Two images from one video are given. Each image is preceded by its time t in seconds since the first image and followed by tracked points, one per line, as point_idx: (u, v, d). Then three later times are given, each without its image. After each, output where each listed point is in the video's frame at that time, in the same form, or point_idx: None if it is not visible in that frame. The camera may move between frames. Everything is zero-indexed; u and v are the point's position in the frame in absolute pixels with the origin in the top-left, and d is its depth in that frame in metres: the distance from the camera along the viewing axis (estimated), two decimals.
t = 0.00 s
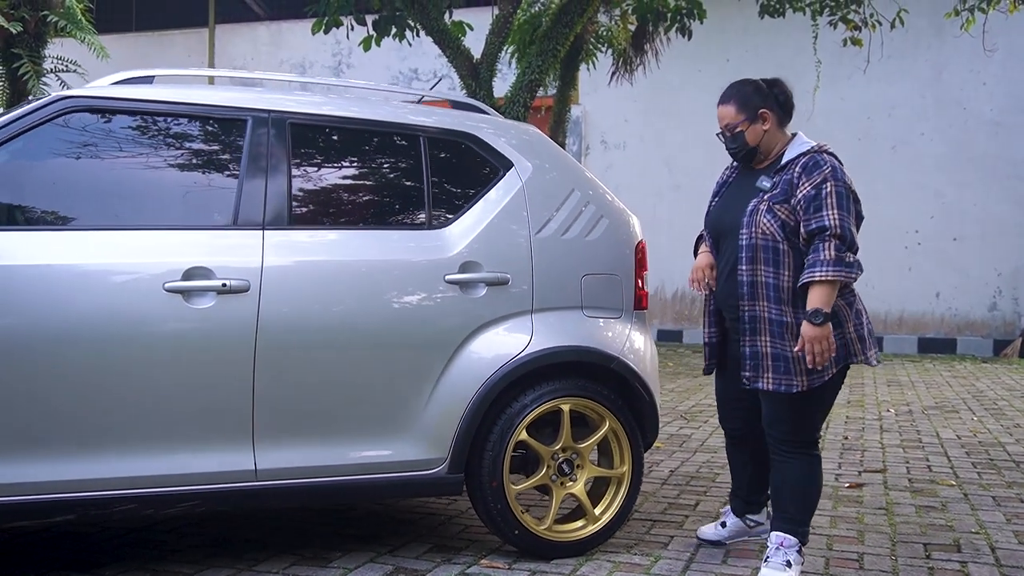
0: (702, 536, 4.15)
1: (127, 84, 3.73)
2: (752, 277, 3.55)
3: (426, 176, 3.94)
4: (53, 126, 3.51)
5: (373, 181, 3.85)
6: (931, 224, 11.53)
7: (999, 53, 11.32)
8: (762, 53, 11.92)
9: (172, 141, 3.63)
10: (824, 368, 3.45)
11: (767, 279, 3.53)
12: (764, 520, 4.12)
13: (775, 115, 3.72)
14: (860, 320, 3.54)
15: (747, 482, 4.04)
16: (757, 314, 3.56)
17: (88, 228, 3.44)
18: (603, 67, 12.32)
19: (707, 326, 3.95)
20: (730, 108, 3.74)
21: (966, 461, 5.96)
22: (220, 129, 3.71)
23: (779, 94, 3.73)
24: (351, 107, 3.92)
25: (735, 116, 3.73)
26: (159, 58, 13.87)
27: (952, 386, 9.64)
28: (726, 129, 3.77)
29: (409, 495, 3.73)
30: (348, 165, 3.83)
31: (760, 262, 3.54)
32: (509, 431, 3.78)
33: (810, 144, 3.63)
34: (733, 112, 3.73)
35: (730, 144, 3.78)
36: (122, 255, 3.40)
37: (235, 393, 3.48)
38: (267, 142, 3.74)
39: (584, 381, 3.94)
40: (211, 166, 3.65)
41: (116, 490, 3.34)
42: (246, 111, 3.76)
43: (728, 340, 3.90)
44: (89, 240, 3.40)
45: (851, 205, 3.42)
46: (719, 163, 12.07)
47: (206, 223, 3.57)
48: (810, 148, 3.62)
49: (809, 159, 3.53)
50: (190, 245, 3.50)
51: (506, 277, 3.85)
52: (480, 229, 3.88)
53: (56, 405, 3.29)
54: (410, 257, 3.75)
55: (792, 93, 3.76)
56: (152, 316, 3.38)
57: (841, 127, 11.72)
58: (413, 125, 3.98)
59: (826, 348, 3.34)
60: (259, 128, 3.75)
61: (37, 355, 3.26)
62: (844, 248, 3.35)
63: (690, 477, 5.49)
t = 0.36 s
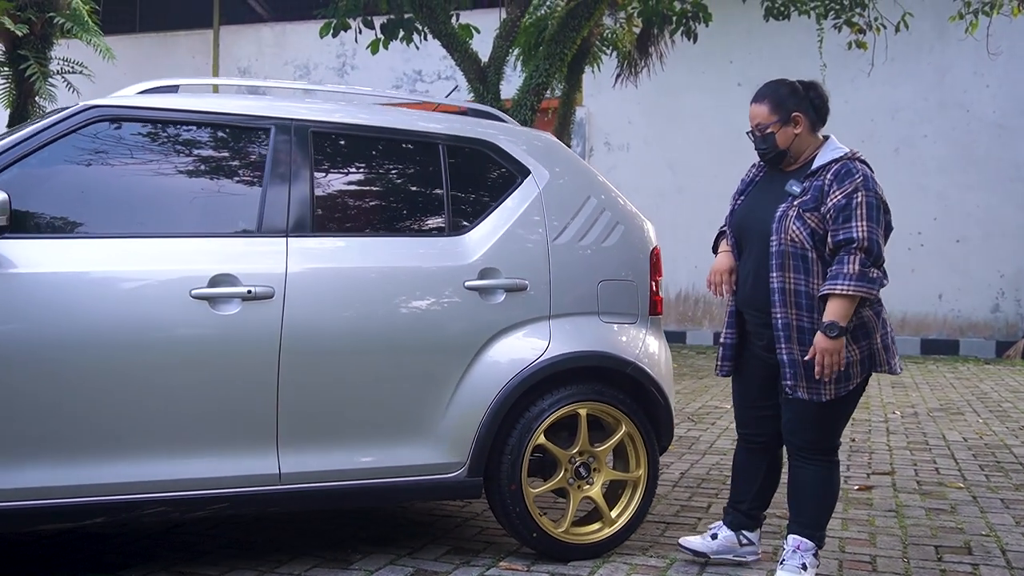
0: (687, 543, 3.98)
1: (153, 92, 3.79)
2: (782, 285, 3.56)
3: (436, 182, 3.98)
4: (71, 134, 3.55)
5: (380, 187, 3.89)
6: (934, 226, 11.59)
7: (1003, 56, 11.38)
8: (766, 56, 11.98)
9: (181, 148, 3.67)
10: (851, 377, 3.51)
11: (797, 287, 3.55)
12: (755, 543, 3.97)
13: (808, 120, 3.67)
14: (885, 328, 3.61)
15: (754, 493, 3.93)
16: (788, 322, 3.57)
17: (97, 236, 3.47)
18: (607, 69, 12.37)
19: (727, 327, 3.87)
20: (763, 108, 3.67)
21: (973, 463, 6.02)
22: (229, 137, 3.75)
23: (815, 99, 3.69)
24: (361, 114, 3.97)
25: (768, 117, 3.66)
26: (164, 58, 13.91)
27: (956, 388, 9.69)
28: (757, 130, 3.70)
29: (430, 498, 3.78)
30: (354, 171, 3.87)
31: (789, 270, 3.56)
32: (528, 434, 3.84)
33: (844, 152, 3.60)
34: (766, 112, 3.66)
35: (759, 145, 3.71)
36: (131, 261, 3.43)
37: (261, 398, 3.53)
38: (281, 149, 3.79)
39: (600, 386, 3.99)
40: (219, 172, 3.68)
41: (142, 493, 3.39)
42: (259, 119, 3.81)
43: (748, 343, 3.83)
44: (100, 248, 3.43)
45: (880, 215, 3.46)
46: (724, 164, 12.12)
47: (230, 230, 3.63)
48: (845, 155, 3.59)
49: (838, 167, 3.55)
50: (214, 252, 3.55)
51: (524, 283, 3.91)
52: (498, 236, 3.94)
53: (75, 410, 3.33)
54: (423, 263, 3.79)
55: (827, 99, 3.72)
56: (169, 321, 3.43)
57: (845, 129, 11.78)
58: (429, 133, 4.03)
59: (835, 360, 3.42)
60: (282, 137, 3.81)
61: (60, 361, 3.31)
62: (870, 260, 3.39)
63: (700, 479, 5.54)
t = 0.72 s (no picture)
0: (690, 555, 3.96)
1: (176, 105, 3.86)
2: (800, 291, 3.60)
3: (443, 190, 4.05)
4: (93, 143, 3.59)
5: (384, 194, 3.94)
6: (935, 228, 11.67)
7: (1004, 59, 11.46)
8: (768, 59, 12.05)
9: (190, 157, 3.72)
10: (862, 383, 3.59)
11: (815, 293, 3.60)
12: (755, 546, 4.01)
13: (822, 131, 3.72)
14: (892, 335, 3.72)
15: (755, 501, 3.97)
16: (802, 328, 3.62)
17: (106, 244, 3.51)
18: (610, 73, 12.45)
19: (736, 334, 3.86)
20: (778, 118, 3.72)
21: (977, 465, 6.09)
22: (234, 146, 3.80)
23: (829, 111, 3.74)
24: (368, 124, 4.03)
25: (783, 127, 3.71)
26: (167, 61, 13.98)
27: (958, 389, 9.77)
28: (771, 139, 3.75)
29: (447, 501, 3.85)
30: (359, 178, 3.93)
31: (808, 276, 3.60)
32: (544, 440, 3.91)
33: (857, 162, 3.66)
34: (780, 122, 3.71)
35: (773, 155, 3.75)
36: (142, 269, 3.48)
37: (284, 404, 3.60)
38: (286, 159, 3.85)
39: (613, 391, 4.07)
40: (225, 180, 3.73)
41: (166, 498, 3.45)
42: (265, 129, 3.87)
43: (757, 349, 3.84)
44: (114, 257, 3.47)
45: (900, 223, 3.52)
46: (725, 166, 12.19)
47: (253, 237, 3.70)
48: (860, 164, 3.65)
49: (859, 175, 3.60)
50: (241, 262, 3.62)
51: (540, 290, 3.98)
52: (515, 244, 4.02)
53: (98, 418, 3.38)
54: (432, 271, 3.85)
55: (840, 111, 3.78)
56: (190, 328, 3.48)
57: (847, 132, 11.85)
58: (447, 144, 4.11)
59: (865, 365, 3.47)
60: (303, 147, 3.88)
61: (83, 369, 3.36)
62: (894, 268, 3.45)
63: (708, 482, 5.62)
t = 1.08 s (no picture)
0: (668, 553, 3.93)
1: (194, 116, 3.94)
2: (789, 295, 3.68)
3: (447, 197, 4.12)
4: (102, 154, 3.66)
5: (387, 201, 4.01)
6: (934, 230, 11.76)
7: (1002, 62, 11.55)
8: (768, 62, 12.13)
9: (195, 165, 3.78)
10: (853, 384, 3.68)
11: (803, 297, 3.68)
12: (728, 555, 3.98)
13: (801, 140, 3.81)
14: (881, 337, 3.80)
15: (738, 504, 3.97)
16: (793, 331, 3.70)
17: (111, 251, 3.57)
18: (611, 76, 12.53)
19: (728, 343, 3.94)
20: (758, 129, 3.81)
21: (977, 466, 6.18)
22: (240, 154, 3.86)
23: (807, 120, 3.82)
24: (375, 133, 4.12)
25: (763, 138, 3.80)
26: (168, 63, 14.03)
27: (958, 391, 9.86)
28: (752, 150, 3.84)
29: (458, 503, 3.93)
30: (363, 186, 4.00)
31: (796, 281, 3.68)
32: (553, 444, 4.00)
33: (835, 169, 3.74)
34: (760, 134, 3.80)
35: (755, 164, 3.84)
36: (151, 278, 3.54)
37: (303, 409, 3.69)
38: (292, 167, 3.93)
39: (621, 395, 4.16)
40: (231, 188, 3.79)
41: (185, 501, 3.54)
42: (275, 139, 3.95)
43: (747, 356, 3.92)
44: (125, 266, 3.54)
45: (884, 225, 3.61)
46: (726, 169, 12.27)
47: (271, 245, 3.79)
48: (838, 171, 3.73)
49: (842, 181, 3.69)
50: (263, 270, 3.71)
51: (550, 296, 4.07)
52: (527, 252, 4.10)
53: (120, 422, 3.47)
54: (437, 278, 3.93)
55: (818, 119, 3.86)
56: (211, 333, 3.57)
57: (846, 134, 11.95)
58: (461, 154, 4.21)
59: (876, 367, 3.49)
60: (319, 158, 3.98)
61: (101, 376, 3.44)
62: (884, 269, 3.53)
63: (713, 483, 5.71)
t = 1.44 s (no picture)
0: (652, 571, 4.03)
1: (210, 126, 4.04)
2: (736, 297, 3.75)
3: (451, 204, 4.22)
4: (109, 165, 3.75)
5: (390, 208, 4.10)
6: (933, 232, 11.85)
7: (1000, 65, 11.66)
8: (768, 65, 12.21)
9: (201, 173, 3.87)
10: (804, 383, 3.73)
11: (751, 299, 3.75)
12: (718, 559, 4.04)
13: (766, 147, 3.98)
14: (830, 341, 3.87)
15: (717, 513, 4.01)
16: (739, 332, 3.77)
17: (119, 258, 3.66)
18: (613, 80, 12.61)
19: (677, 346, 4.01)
20: (741, 123, 3.90)
21: (975, 467, 6.28)
22: (245, 161, 3.95)
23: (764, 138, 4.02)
24: (383, 142, 4.21)
25: (744, 132, 3.89)
26: (172, 66, 14.07)
27: (957, 392, 9.96)
28: (732, 142, 3.88)
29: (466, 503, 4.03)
30: (370, 194, 4.09)
31: (743, 284, 3.75)
32: (560, 446, 4.10)
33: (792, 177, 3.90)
34: (743, 128, 3.89)
35: (734, 157, 3.87)
36: (161, 285, 3.63)
37: (319, 412, 3.78)
38: (298, 174, 4.02)
39: (624, 398, 4.25)
40: (237, 196, 3.88)
41: (203, 501, 3.63)
42: (286, 148, 4.04)
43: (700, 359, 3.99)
44: (133, 273, 3.63)
45: (827, 232, 3.69)
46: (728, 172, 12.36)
47: (287, 252, 3.88)
48: (789, 179, 3.84)
49: (786, 189, 3.77)
50: (279, 277, 3.81)
51: (557, 301, 4.17)
52: (535, 258, 4.20)
53: (137, 426, 3.56)
54: (447, 284, 4.03)
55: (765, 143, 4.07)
56: (231, 338, 3.67)
57: (846, 137, 12.03)
58: (471, 163, 4.31)
59: (794, 367, 3.59)
60: (333, 167, 4.08)
61: (116, 381, 3.53)
62: (822, 275, 3.61)
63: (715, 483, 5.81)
